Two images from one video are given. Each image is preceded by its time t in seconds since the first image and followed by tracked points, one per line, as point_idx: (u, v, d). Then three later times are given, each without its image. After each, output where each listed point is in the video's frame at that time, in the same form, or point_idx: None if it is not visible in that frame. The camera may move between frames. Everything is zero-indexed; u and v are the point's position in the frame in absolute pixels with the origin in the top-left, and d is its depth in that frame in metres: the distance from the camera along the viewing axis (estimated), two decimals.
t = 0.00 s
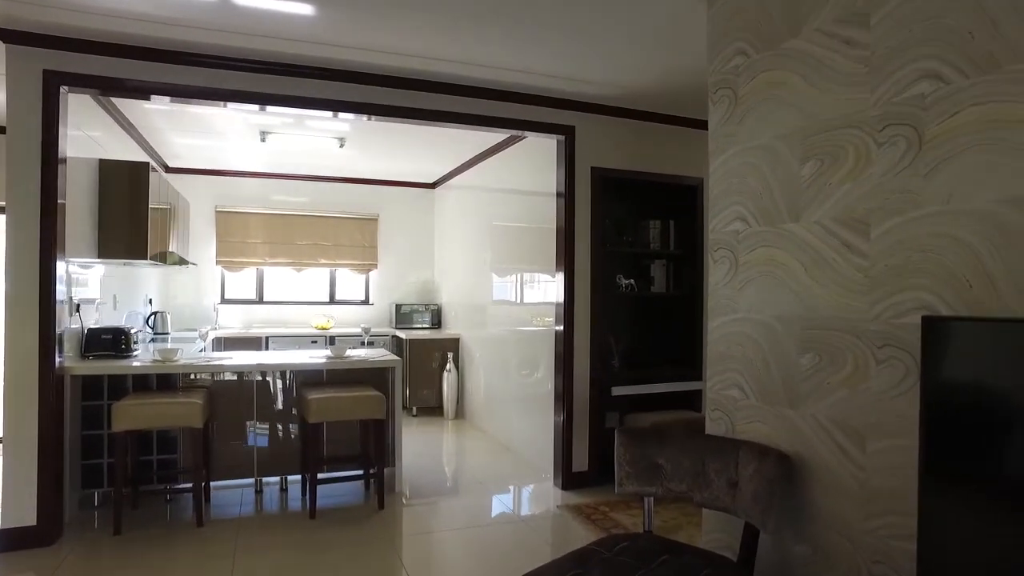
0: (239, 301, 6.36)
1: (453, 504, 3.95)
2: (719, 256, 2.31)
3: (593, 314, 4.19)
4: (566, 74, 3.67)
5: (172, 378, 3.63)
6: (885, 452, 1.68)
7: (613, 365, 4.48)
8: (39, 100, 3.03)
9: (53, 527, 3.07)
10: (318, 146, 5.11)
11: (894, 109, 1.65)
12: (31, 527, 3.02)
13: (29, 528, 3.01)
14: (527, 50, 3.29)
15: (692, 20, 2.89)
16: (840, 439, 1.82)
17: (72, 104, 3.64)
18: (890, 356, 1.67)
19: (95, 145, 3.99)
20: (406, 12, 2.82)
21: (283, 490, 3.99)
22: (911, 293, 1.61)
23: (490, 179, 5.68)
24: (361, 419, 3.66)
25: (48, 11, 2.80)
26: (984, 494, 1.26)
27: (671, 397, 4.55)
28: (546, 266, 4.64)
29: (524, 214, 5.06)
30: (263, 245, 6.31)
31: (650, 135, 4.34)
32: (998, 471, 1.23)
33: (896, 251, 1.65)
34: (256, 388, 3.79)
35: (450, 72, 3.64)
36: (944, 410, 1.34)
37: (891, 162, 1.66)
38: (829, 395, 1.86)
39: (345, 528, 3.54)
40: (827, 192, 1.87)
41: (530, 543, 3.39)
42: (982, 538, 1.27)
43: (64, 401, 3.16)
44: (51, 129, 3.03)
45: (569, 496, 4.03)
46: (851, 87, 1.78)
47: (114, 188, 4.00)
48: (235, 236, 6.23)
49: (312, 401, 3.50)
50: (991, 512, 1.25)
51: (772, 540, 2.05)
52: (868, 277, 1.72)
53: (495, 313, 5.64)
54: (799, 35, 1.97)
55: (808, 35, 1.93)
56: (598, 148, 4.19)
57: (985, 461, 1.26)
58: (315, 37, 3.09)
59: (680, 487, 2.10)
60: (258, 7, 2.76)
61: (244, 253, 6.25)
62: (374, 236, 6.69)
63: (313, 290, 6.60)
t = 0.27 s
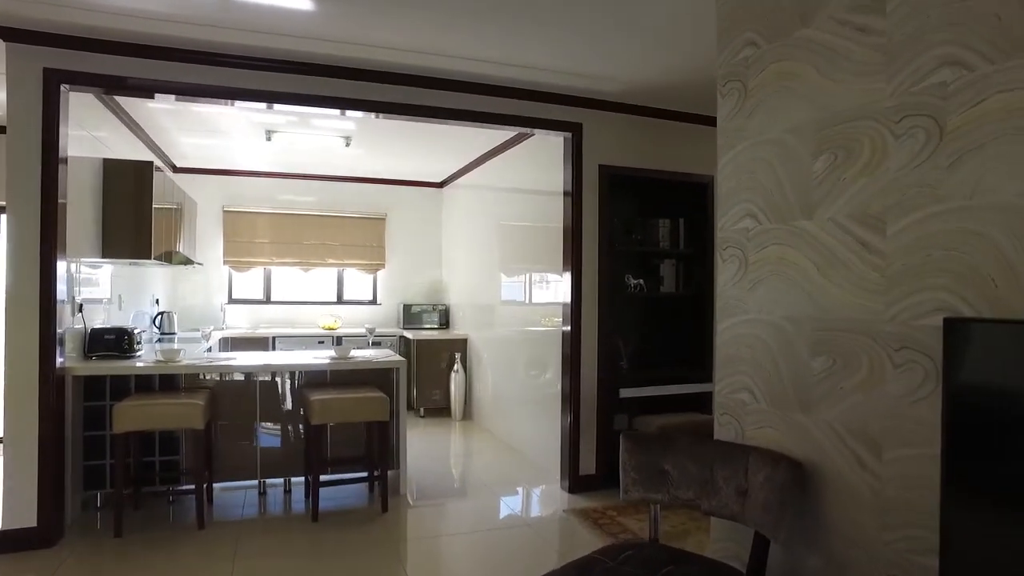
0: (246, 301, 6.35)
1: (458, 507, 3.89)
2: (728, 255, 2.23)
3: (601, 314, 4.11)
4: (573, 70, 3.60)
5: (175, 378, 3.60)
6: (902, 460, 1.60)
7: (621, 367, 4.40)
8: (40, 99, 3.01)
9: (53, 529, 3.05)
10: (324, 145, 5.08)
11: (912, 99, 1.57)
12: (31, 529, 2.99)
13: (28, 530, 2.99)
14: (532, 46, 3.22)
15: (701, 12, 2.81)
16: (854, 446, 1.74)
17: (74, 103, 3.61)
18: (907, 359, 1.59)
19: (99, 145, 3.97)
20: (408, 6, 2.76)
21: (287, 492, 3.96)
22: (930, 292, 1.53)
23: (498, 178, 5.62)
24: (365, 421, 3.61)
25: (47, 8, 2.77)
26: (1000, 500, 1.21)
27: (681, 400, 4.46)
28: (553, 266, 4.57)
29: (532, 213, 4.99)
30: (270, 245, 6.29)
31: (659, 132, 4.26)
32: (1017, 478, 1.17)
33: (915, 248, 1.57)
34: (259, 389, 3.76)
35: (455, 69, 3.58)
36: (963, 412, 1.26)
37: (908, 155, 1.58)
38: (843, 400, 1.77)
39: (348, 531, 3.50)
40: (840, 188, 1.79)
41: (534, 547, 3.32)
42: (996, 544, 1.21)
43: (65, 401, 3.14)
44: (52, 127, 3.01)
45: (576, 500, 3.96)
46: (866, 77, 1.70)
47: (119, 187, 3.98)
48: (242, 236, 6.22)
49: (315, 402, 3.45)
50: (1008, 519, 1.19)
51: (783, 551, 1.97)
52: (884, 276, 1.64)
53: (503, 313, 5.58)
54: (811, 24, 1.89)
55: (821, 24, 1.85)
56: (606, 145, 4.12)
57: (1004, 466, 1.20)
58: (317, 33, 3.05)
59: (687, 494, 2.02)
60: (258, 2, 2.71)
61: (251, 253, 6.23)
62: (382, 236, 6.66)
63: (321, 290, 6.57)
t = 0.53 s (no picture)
0: (254, 301, 6.34)
1: (464, 509, 3.84)
2: (739, 252, 2.16)
3: (610, 314, 4.04)
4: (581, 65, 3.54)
5: (179, 378, 3.58)
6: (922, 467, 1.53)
7: (630, 367, 4.33)
8: (43, 97, 3.00)
9: (56, 530, 3.03)
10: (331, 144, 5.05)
11: (933, 87, 1.50)
12: (34, 530, 2.98)
13: (31, 530, 2.98)
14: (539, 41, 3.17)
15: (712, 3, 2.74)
16: (871, 451, 1.66)
17: (80, 102, 3.60)
18: (928, 360, 1.51)
19: (105, 144, 3.96)
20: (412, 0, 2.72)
21: (292, 493, 3.92)
22: (952, 290, 1.45)
23: (507, 176, 5.57)
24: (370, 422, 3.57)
25: (49, 6, 2.75)
26: (1004, 501, 1.20)
27: (691, 401, 4.38)
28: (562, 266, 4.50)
29: (541, 212, 4.93)
30: (278, 244, 6.27)
31: (669, 129, 4.19)
32: None
33: (936, 243, 1.49)
34: (264, 389, 3.73)
35: (461, 65, 3.52)
36: (986, 416, 1.22)
37: (930, 146, 1.50)
38: (860, 403, 1.70)
39: (353, 532, 3.46)
40: (856, 181, 1.72)
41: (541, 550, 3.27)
42: (996, 543, 1.22)
43: (68, 401, 3.12)
44: (55, 126, 3.00)
45: (584, 503, 3.89)
46: (885, 65, 1.62)
47: (125, 186, 3.97)
48: (250, 235, 6.21)
49: (319, 402, 3.41)
50: (1008, 519, 1.20)
51: (797, 559, 1.90)
52: (904, 273, 1.57)
53: (512, 313, 5.52)
54: (826, 11, 1.81)
55: (836, 11, 1.78)
56: (615, 142, 4.05)
57: None
58: (321, 29, 3.00)
59: (697, 499, 1.95)
60: None
61: (259, 252, 6.22)
62: (390, 235, 6.62)
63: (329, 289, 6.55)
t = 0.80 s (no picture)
0: (265, 300, 6.33)
1: (472, 510, 3.78)
2: (755, 249, 2.08)
3: (622, 313, 3.97)
4: (593, 60, 3.47)
5: (187, 378, 3.56)
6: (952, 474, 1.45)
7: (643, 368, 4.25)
8: (50, 95, 2.98)
9: (62, 529, 3.01)
10: (341, 142, 5.02)
11: (966, 72, 1.42)
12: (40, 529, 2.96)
13: (38, 530, 2.96)
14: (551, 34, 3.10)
15: None
16: (897, 457, 1.58)
17: (89, 100, 3.59)
18: (959, 362, 1.43)
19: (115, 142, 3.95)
20: None
21: (300, 494, 3.89)
22: (986, 288, 1.37)
23: (518, 174, 5.51)
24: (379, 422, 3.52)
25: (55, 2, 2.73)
26: None
27: (706, 402, 4.30)
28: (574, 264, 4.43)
29: (553, 210, 4.87)
30: (289, 244, 6.26)
31: (683, 124, 4.11)
32: None
33: (968, 238, 1.41)
34: (272, 389, 3.69)
35: (470, 60, 3.47)
36: None
37: (962, 135, 1.42)
38: (885, 406, 1.62)
39: (361, 533, 3.42)
40: (880, 173, 1.64)
41: (550, 552, 3.20)
42: None
43: (75, 400, 3.10)
44: (62, 123, 2.98)
45: (595, 506, 3.82)
46: (913, 51, 1.54)
47: (134, 184, 3.95)
48: (261, 235, 6.19)
49: (327, 402, 3.37)
50: None
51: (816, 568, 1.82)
52: (933, 270, 1.49)
53: (523, 313, 5.46)
54: None
55: None
56: (628, 138, 3.98)
57: None
58: (328, 23, 2.96)
59: (711, 505, 1.88)
60: None
61: (270, 252, 6.21)
62: (401, 234, 6.59)
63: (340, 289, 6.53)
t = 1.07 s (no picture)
0: (274, 300, 6.30)
1: (481, 513, 3.72)
2: (774, 245, 2.00)
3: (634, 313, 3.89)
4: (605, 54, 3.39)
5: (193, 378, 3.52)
6: (990, 485, 1.36)
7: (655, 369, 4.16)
8: (55, 92, 2.95)
9: (67, 531, 2.98)
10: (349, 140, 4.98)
11: (1005, 56, 1.33)
12: (44, 531, 2.93)
13: (42, 532, 2.93)
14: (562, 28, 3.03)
15: None
16: (928, 466, 1.49)
17: (96, 98, 3.56)
18: (997, 364, 1.34)
19: (122, 140, 3.92)
20: None
21: (307, 496, 3.84)
22: None
23: (528, 172, 5.44)
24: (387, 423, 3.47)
25: None
26: None
27: (720, 404, 4.20)
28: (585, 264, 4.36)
29: (564, 208, 4.79)
30: (298, 243, 6.23)
31: (696, 120, 4.02)
32: None
33: (1007, 233, 1.33)
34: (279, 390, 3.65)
35: (479, 55, 3.40)
36: None
37: (1000, 122, 1.34)
38: (914, 412, 1.53)
39: (367, 536, 3.37)
40: (910, 165, 1.55)
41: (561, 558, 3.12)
42: None
43: (79, 401, 3.06)
44: (66, 121, 2.94)
45: (606, 510, 3.74)
46: (946, 35, 1.45)
47: (142, 183, 3.92)
48: (270, 234, 6.17)
49: (333, 403, 3.32)
50: None
51: None
52: (968, 266, 1.40)
53: (534, 313, 5.40)
54: None
55: None
56: (640, 135, 3.89)
57: None
58: (334, 18, 2.90)
59: (728, 513, 1.80)
60: None
61: (279, 251, 6.18)
62: (410, 233, 6.54)
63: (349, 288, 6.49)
